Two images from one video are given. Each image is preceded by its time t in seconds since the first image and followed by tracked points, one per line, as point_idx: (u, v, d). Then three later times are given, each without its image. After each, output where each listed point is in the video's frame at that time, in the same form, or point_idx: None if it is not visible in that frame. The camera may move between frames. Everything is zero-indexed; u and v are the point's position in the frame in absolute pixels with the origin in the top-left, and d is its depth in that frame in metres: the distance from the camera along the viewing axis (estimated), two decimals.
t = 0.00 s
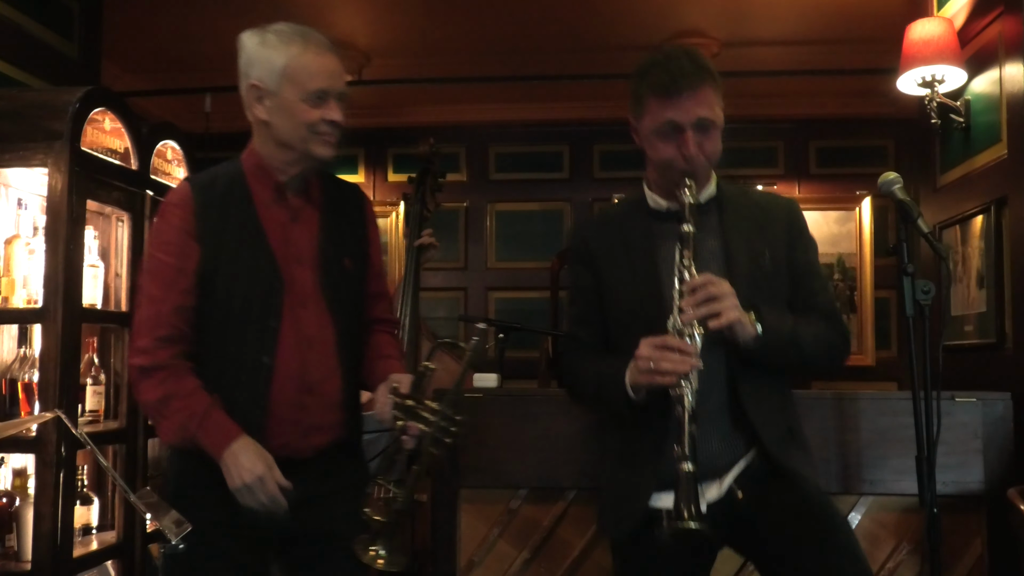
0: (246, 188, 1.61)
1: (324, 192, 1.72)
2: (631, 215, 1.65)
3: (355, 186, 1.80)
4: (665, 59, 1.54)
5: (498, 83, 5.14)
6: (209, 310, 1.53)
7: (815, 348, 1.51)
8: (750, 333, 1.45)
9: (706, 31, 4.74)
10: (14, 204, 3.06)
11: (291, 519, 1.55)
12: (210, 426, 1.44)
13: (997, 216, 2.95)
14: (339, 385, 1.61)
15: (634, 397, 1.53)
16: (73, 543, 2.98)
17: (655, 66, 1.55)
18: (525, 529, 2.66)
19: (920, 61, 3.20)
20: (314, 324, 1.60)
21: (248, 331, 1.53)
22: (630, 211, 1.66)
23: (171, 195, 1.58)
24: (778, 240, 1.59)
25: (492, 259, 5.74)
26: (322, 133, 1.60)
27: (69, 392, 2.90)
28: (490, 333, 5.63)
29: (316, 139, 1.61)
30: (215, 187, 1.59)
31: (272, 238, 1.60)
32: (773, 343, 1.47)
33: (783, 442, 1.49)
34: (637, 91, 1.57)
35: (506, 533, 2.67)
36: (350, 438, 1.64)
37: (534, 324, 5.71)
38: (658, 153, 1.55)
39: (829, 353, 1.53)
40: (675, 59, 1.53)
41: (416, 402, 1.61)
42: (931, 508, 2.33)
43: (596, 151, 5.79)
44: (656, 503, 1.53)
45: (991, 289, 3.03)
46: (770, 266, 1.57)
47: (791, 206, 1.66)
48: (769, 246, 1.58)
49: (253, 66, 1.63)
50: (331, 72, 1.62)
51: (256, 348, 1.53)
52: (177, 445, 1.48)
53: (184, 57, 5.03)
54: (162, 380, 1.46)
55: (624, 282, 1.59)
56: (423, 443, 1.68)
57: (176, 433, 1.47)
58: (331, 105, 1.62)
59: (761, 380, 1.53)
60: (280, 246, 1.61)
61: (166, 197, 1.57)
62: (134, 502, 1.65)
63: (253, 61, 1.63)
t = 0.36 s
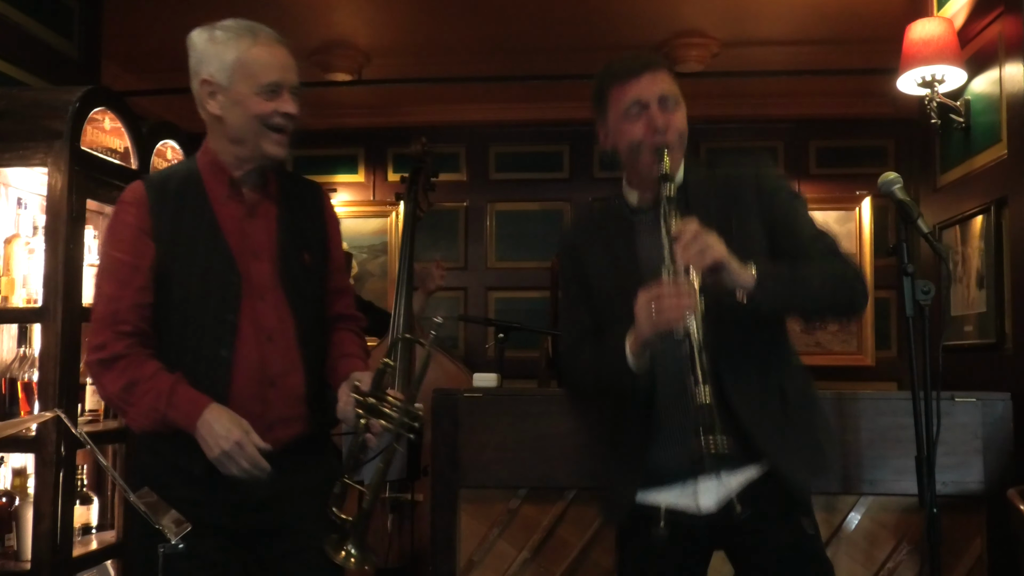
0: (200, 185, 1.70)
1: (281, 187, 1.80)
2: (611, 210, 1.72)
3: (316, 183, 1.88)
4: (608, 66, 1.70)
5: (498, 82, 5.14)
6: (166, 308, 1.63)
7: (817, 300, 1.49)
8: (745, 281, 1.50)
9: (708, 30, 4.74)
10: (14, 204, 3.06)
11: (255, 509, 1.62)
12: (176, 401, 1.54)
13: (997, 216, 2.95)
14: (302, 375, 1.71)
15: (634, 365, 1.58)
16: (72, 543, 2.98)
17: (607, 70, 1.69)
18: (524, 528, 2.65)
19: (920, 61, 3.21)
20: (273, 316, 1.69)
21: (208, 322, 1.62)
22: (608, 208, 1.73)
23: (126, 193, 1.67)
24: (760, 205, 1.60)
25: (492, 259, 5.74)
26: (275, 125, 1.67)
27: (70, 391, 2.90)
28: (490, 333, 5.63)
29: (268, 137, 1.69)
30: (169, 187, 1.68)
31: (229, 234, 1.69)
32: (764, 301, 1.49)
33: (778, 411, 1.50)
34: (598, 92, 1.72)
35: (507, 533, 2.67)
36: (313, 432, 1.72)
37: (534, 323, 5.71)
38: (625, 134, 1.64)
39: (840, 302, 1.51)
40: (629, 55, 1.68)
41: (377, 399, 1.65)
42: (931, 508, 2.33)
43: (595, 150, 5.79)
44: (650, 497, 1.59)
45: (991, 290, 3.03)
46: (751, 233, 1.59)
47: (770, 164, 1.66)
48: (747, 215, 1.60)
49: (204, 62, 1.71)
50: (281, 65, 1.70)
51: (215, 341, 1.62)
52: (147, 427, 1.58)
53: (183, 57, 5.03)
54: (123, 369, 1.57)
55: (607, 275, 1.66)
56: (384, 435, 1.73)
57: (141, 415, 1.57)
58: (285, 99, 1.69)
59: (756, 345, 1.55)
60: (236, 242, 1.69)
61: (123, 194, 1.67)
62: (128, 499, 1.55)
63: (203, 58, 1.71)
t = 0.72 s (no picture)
0: (168, 189, 1.71)
1: (248, 187, 1.82)
2: (638, 181, 1.72)
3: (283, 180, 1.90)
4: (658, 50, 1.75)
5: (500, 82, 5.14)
6: (140, 312, 1.65)
7: (832, 278, 1.51)
8: (767, 245, 1.50)
9: (709, 31, 4.74)
10: (14, 204, 3.06)
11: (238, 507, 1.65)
12: (154, 397, 1.55)
13: (997, 217, 2.95)
14: (279, 373, 1.72)
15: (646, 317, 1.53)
16: (72, 543, 2.99)
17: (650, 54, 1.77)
18: (523, 528, 2.65)
19: (920, 61, 3.21)
20: (247, 316, 1.70)
21: (183, 321, 1.63)
22: (637, 178, 1.73)
23: (95, 205, 1.67)
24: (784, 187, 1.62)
25: (492, 259, 5.74)
26: (238, 127, 1.70)
27: (69, 391, 2.91)
28: (490, 333, 5.63)
29: (230, 138, 1.70)
30: (136, 192, 1.69)
31: (199, 234, 1.70)
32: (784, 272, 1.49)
33: (791, 390, 1.49)
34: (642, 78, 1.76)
35: (506, 533, 2.67)
36: (295, 428, 1.74)
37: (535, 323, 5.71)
38: (665, 108, 1.68)
39: (856, 281, 1.53)
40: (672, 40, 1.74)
41: (348, 394, 1.68)
42: (930, 508, 2.33)
43: (595, 151, 5.79)
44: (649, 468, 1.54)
45: (991, 290, 3.02)
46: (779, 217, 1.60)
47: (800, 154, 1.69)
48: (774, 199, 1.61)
49: (165, 64, 1.72)
50: (243, 67, 1.72)
51: (188, 343, 1.63)
52: (127, 426, 1.59)
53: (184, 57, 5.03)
54: (99, 370, 1.59)
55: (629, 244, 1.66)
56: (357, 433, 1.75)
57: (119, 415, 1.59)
58: (248, 100, 1.71)
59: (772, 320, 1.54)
60: (206, 243, 1.70)
61: (90, 204, 1.68)
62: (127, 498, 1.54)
63: (165, 60, 1.73)
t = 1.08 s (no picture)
0: (159, 191, 1.71)
1: (237, 185, 1.79)
2: (682, 175, 1.57)
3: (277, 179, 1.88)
4: (717, 30, 1.55)
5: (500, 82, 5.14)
6: (132, 314, 1.65)
7: (860, 328, 1.46)
8: (797, 305, 1.43)
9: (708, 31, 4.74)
10: (14, 204, 3.05)
11: (235, 506, 1.65)
12: (141, 399, 1.56)
13: (996, 217, 2.95)
14: (274, 371, 1.71)
15: (689, 359, 1.44)
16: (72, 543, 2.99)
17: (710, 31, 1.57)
18: (523, 529, 2.65)
19: (920, 61, 3.22)
20: (241, 315, 1.68)
21: (175, 324, 1.63)
22: (680, 171, 1.58)
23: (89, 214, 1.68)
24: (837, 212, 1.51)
25: (492, 259, 5.74)
26: (217, 131, 1.67)
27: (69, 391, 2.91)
28: (490, 333, 5.63)
29: (213, 139, 1.67)
30: (128, 197, 1.70)
31: (190, 235, 1.69)
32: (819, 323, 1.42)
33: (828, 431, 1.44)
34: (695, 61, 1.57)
35: (506, 533, 2.67)
36: (293, 426, 1.73)
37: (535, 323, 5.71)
38: (715, 118, 1.52)
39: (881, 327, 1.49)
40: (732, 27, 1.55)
41: (337, 391, 1.65)
42: (931, 508, 2.33)
43: (595, 150, 5.79)
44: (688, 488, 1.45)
45: (991, 289, 3.02)
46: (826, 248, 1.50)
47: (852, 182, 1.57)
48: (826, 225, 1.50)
49: (149, 70, 1.72)
50: (223, 72, 1.69)
51: (181, 346, 1.63)
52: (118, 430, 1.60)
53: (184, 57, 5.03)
54: (91, 374, 1.59)
55: (674, 244, 1.50)
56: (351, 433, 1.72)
57: (110, 418, 1.59)
58: (228, 105, 1.68)
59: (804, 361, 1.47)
60: (198, 245, 1.69)
61: (84, 212, 1.69)
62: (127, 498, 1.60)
63: (149, 66, 1.72)
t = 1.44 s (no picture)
0: (176, 196, 1.70)
1: (255, 188, 1.76)
2: (722, 180, 1.62)
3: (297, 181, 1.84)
4: (775, 26, 1.55)
5: (498, 83, 5.14)
6: (144, 312, 1.64)
7: (898, 337, 1.52)
8: (836, 323, 1.47)
9: (705, 31, 4.75)
10: (14, 205, 3.04)
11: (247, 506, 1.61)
12: (134, 403, 1.54)
13: (995, 217, 2.95)
14: (288, 371, 1.67)
15: (718, 381, 1.51)
16: (72, 544, 2.99)
17: (764, 23, 1.57)
18: (523, 529, 2.64)
19: (919, 62, 3.22)
20: (253, 313, 1.66)
21: (184, 321, 1.62)
22: (721, 175, 1.63)
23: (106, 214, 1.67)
24: (879, 217, 1.56)
25: (492, 259, 5.75)
26: (224, 140, 1.64)
27: (68, 391, 2.90)
28: (489, 334, 5.64)
29: (219, 146, 1.65)
30: (145, 198, 1.69)
31: (204, 237, 1.67)
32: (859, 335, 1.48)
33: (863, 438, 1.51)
34: (743, 56, 1.58)
35: (506, 533, 2.66)
36: (309, 425, 1.69)
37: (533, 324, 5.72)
38: (761, 127, 1.55)
39: (918, 335, 1.54)
40: (791, 28, 1.53)
41: (352, 390, 1.64)
42: (930, 508, 2.33)
43: (595, 151, 5.79)
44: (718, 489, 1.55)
45: (989, 289, 3.03)
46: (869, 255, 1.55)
47: (894, 180, 1.62)
48: (869, 233, 1.55)
49: (166, 71, 1.69)
50: (235, 80, 1.65)
51: (188, 346, 1.61)
52: (114, 431, 1.59)
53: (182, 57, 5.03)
54: (95, 375, 1.59)
55: (711, 252, 1.57)
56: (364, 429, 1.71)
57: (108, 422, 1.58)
58: (237, 114, 1.65)
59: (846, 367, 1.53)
60: (211, 245, 1.67)
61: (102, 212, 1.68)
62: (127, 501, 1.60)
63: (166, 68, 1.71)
